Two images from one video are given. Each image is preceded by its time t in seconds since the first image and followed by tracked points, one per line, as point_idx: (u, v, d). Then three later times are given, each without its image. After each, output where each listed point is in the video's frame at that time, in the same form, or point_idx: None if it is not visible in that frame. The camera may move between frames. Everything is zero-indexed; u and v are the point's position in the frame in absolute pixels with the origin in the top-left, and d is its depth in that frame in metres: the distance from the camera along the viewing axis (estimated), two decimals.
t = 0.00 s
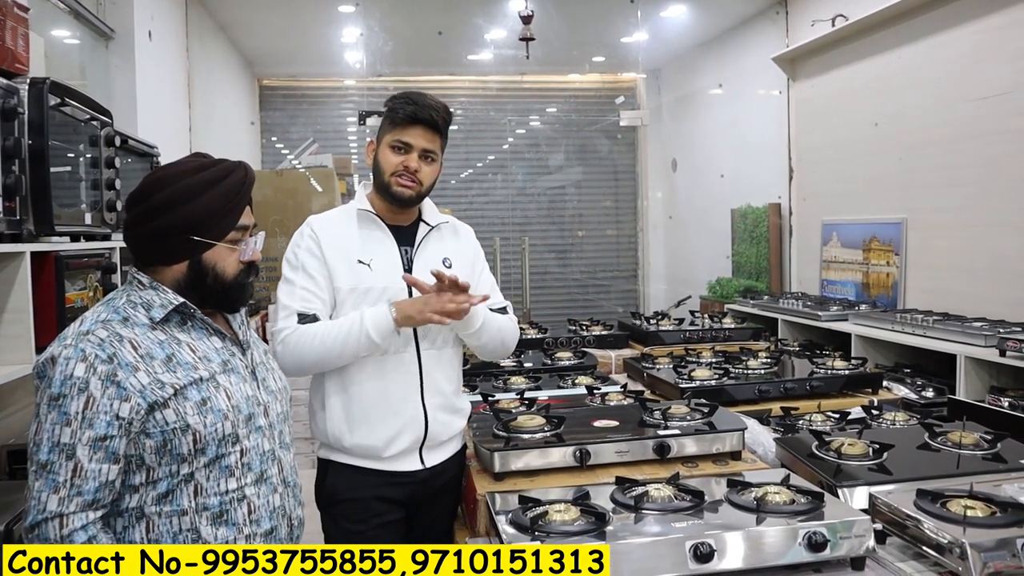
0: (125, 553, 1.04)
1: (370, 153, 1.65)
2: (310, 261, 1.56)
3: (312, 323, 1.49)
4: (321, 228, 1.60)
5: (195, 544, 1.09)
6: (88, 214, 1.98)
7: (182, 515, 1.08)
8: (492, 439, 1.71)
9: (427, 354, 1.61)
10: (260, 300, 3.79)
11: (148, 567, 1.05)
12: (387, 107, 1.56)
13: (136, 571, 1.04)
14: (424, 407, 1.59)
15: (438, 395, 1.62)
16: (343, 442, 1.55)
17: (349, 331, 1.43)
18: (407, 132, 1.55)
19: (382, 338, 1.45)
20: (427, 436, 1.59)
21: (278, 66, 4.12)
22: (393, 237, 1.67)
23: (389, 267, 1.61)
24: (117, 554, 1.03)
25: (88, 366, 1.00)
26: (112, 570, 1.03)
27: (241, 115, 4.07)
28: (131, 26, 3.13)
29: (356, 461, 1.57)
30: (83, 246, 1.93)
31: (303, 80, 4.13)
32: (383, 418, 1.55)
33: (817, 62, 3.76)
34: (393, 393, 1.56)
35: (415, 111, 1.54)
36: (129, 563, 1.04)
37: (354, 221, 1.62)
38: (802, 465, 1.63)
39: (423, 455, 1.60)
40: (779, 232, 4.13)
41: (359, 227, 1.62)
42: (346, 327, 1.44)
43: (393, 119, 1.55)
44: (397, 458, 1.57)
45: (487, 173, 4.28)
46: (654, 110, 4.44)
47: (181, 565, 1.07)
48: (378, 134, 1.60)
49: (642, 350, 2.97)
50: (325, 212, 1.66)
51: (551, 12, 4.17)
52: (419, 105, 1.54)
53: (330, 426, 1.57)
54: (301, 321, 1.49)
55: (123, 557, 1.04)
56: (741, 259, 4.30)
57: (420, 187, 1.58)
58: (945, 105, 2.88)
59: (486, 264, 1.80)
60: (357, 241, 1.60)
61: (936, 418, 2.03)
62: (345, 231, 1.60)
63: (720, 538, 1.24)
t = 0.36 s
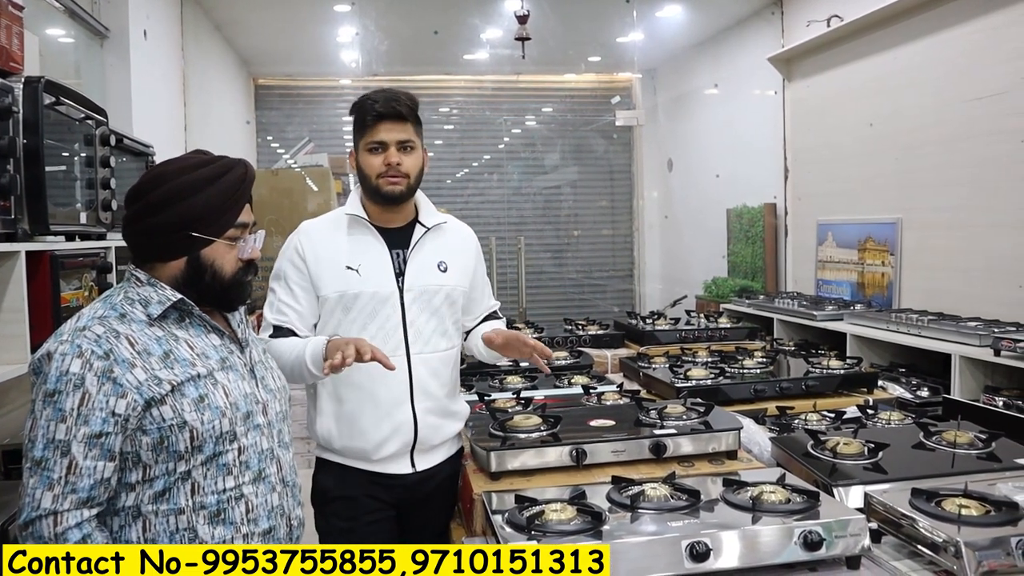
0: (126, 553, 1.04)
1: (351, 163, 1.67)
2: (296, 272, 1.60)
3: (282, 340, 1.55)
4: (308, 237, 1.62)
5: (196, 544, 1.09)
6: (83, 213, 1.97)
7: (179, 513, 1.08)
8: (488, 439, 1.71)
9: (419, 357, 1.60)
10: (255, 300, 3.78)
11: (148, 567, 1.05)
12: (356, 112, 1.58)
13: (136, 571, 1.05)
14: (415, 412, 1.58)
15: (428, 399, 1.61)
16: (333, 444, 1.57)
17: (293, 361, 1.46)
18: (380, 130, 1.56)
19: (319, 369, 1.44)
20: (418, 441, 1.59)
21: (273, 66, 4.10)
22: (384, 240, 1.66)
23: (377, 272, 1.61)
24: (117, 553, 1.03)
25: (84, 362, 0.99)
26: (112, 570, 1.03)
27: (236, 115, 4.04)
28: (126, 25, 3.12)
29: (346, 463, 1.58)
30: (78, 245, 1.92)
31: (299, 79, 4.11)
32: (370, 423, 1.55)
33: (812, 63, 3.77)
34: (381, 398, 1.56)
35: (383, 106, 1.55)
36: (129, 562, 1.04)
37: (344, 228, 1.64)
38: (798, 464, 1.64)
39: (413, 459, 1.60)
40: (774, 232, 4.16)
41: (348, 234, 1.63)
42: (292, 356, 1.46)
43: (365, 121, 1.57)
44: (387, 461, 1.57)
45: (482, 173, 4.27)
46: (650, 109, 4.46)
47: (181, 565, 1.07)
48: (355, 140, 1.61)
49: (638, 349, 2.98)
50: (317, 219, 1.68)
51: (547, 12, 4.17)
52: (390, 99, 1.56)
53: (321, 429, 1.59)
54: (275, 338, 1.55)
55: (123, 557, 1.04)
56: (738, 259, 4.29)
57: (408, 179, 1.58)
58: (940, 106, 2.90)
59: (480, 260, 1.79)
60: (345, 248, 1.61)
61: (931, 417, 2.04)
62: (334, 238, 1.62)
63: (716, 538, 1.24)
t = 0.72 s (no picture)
0: (126, 553, 1.05)
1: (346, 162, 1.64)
2: (291, 273, 1.61)
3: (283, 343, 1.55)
4: (303, 238, 1.63)
5: (195, 543, 1.09)
6: (79, 213, 1.97)
7: (170, 513, 1.07)
8: (486, 439, 1.71)
9: (412, 355, 1.60)
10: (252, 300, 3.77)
11: (148, 567, 1.06)
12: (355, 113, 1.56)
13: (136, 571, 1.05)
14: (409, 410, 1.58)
15: (423, 397, 1.60)
16: (329, 444, 1.58)
17: (297, 366, 1.47)
18: (382, 134, 1.55)
19: (327, 374, 1.44)
20: (413, 439, 1.59)
21: (271, 65, 4.09)
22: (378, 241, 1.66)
23: (371, 272, 1.61)
24: (117, 554, 1.04)
25: (74, 361, 0.99)
26: (112, 570, 1.04)
27: (232, 114, 4.04)
28: (122, 24, 3.11)
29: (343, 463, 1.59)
30: (74, 245, 1.92)
31: (296, 79, 4.10)
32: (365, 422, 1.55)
33: (809, 63, 3.78)
34: (375, 397, 1.56)
35: (384, 112, 1.54)
36: (128, 563, 1.05)
37: (337, 229, 1.64)
38: (795, 464, 1.64)
39: (409, 457, 1.60)
40: (772, 232, 4.24)
41: (341, 234, 1.63)
42: (297, 361, 1.46)
43: (365, 125, 1.55)
44: (383, 459, 1.57)
45: (480, 173, 4.28)
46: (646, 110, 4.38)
47: (180, 565, 1.08)
48: (353, 143, 1.59)
49: (635, 350, 2.98)
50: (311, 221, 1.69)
51: (544, 12, 4.17)
52: (392, 104, 1.54)
53: (318, 429, 1.60)
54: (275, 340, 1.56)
55: (123, 556, 1.05)
56: (734, 259, 4.32)
57: (408, 183, 1.60)
58: (936, 106, 2.90)
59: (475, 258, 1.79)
60: (338, 248, 1.62)
61: (928, 417, 2.04)
62: (327, 239, 1.63)
63: (714, 537, 1.24)
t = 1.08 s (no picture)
0: (126, 554, 1.05)
1: (357, 164, 1.59)
2: (302, 264, 1.54)
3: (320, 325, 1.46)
4: (306, 230, 1.58)
5: (196, 544, 1.09)
6: (79, 213, 1.97)
7: (167, 515, 1.07)
8: (485, 439, 1.71)
9: (413, 354, 1.60)
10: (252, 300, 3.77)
11: (148, 567, 1.06)
12: (386, 121, 1.53)
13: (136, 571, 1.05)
14: (410, 408, 1.58)
15: (424, 395, 1.62)
16: (328, 444, 1.55)
17: (357, 332, 1.38)
18: (415, 145, 1.57)
19: (397, 331, 1.39)
20: (412, 435, 1.59)
21: (271, 66, 4.10)
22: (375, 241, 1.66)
23: (374, 270, 1.62)
24: (117, 554, 1.04)
25: (72, 364, 0.99)
26: (112, 570, 1.04)
27: (233, 114, 4.05)
28: (123, 25, 3.12)
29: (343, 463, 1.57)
30: (74, 246, 1.92)
31: (296, 80, 4.12)
32: (367, 421, 1.54)
33: (809, 63, 3.78)
34: (377, 395, 1.55)
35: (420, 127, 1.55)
36: (128, 563, 1.05)
37: (336, 225, 1.61)
38: (794, 465, 1.64)
39: (410, 455, 1.60)
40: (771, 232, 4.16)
41: (341, 231, 1.61)
42: (357, 326, 1.38)
43: (397, 135, 1.54)
44: (384, 458, 1.57)
45: (480, 174, 4.27)
46: (648, 110, 4.45)
47: (181, 565, 1.08)
48: (375, 148, 1.55)
49: (635, 350, 2.98)
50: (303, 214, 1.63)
51: (544, 13, 4.17)
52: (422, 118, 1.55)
53: (317, 429, 1.56)
54: (309, 323, 1.46)
55: (123, 557, 1.05)
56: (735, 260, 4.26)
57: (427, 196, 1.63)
58: (936, 107, 2.90)
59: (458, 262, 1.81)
60: (340, 244, 1.60)
61: (927, 417, 2.04)
62: (327, 234, 1.59)
63: (712, 538, 1.24)
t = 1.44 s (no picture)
0: (126, 553, 1.05)
1: (349, 159, 1.63)
2: (314, 258, 1.53)
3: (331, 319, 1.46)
4: (318, 225, 1.57)
5: (196, 544, 1.09)
6: (76, 214, 1.96)
7: (166, 516, 1.07)
8: (482, 440, 1.71)
9: (418, 355, 1.62)
10: (249, 300, 3.77)
11: (148, 567, 1.05)
12: (365, 115, 1.53)
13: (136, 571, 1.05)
14: (412, 408, 1.59)
15: (425, 395, 1.64)
16: (332, 444, 1.53)
17: (369, 322, 1.38)
18: (391, 141, 1.53)
19: (409, 321, 1.40)
20: (413, 435, 1.60)
21: (269, 66, 4.10)
22: (383, 240, 1.67)
23: (384, 269, 1.61)
24: (117, 554, 1.04)
25: (72, 366, 0.99)
26: (112, 570, 1.04)
27: (230, 115, 4.06)
28: (120, 25, 3.12)
29: (347, 463, 1.55)
30: (71, 246, 1.92)
31: (293, 80, 4.12)
32: (373, 420, 1.54)
33: (805, 64, 3.79)
34: (382, 395, 1.55)
35: (397, 120, 1.52)
36: (128, 563, 1.05)
37: (346, 222, 1.61)
38: (791, 466, 1.64)
39: (408, 455, 1.61)
40: (768, 232, 4.19)
41: (353, 228, 1.61)
42: (370, 317, 1.39)
43: (373, 130, 1.53)
44: (386, 459, 1.57)
45: (477, 174, 4.27)
46: (644, 110, 4.45)
47: (181, 565, 1.08)
48: (358, 143, 1.57)
49: (631, 351, 2.98)
50: (313, 210, 1.63)
51: (542, 14, 4.17)
52: (402, 110, 1.52)
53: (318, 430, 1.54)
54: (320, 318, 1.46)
55: (123, 557, 1.05)
56: (731, 260, 4.30)
57: (411, 192, 1.59)
58: (933, 107, 2.91)
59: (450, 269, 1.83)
60: (352, 241, 1.59)
61: (924, 418, 2.04)
62: (339, 230, 1.59)
63: (709, 538, 1.25)
